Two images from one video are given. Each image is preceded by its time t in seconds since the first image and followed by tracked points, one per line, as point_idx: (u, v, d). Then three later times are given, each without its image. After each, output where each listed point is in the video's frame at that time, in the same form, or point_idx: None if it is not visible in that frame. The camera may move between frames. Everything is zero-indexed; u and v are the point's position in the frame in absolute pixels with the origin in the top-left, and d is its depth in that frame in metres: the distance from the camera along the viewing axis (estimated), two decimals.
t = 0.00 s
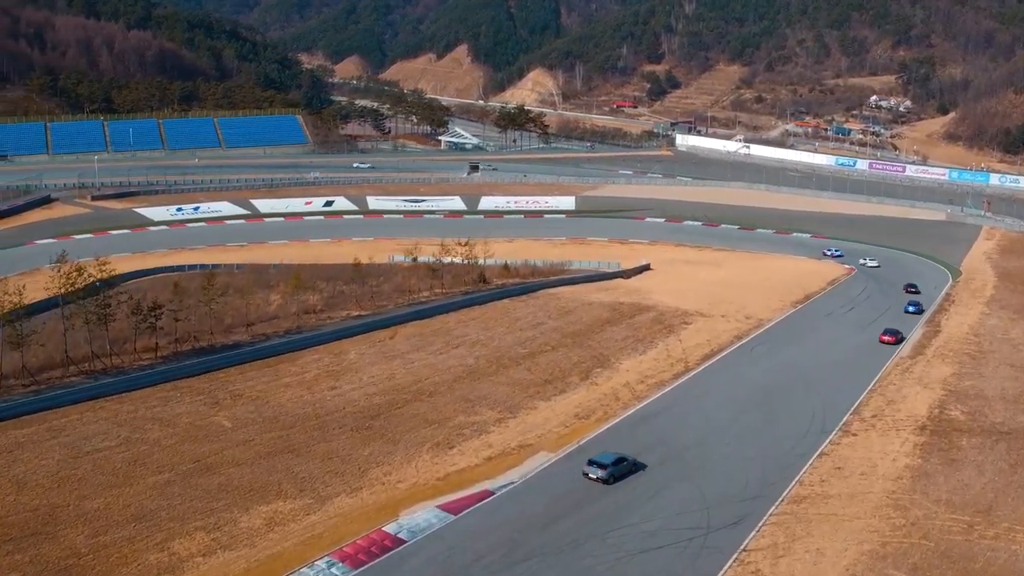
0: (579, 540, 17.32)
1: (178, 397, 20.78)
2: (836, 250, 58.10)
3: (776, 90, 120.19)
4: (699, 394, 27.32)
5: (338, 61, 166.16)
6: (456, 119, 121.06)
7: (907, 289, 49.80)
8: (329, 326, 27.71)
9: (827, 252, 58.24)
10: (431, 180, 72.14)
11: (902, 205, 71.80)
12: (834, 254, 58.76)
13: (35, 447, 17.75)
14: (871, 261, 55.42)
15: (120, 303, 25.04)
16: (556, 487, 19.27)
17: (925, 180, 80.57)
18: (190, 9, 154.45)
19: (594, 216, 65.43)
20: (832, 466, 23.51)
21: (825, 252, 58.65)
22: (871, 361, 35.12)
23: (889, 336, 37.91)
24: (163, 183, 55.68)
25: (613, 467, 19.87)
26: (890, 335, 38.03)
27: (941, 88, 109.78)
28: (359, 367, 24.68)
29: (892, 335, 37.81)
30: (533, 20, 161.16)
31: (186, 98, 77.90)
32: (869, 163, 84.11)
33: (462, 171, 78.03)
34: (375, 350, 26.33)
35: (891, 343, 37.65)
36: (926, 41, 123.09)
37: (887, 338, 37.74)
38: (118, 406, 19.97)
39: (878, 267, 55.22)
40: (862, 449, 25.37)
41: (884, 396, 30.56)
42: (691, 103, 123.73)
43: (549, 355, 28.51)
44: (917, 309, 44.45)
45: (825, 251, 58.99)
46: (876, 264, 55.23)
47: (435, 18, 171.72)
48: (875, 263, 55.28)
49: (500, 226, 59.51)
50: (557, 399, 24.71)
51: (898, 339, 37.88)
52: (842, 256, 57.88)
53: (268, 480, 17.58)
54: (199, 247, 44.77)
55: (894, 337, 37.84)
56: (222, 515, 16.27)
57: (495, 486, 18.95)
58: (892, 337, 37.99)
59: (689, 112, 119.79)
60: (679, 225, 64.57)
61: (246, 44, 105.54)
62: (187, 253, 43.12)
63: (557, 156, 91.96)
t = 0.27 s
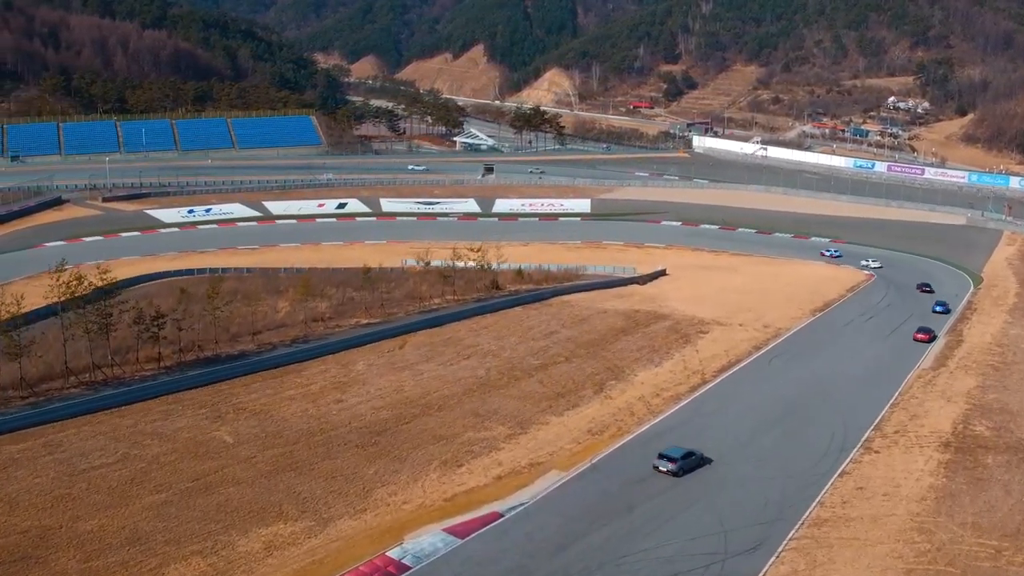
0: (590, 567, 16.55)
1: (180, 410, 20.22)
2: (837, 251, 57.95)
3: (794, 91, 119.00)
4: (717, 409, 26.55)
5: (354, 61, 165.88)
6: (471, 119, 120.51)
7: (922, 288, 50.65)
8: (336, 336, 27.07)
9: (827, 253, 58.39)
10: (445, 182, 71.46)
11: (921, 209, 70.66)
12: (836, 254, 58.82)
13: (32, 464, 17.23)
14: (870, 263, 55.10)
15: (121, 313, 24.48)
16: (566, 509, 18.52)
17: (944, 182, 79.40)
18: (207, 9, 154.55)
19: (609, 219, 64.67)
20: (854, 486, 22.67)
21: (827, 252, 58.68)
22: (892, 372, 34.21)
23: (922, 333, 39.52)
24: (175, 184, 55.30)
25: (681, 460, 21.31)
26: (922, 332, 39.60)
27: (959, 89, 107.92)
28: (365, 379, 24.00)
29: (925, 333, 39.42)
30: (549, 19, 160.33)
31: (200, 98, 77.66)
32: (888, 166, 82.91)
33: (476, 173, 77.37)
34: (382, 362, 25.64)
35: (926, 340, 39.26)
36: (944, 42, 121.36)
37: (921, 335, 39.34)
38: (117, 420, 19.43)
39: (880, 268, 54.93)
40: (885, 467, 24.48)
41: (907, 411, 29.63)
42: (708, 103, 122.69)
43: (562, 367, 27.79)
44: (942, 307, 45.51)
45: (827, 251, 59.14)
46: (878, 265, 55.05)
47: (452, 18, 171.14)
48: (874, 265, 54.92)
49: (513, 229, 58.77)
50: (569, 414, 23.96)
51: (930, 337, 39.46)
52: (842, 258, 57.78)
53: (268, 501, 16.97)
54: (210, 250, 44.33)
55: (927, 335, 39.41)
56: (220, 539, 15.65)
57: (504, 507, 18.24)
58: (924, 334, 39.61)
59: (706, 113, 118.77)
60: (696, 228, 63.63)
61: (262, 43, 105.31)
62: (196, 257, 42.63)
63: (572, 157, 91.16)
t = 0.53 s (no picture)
0: None
1: (181, 425, 19.62)
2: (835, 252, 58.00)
3: (812, 92, 117.71)
4: (735, 424, 25.77)
5: (371, 61, 165.56)
6: (488, 120, 119.86)
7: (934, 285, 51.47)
8: (344, 345, 26.45)
9: (824, 253, 58.35)
10: (460, 184, 70.82)
11: (942, 213, 69.46)
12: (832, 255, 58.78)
13: (26, 483, 16.68)
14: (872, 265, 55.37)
15: (124, 322, 23.94)
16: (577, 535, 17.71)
17: (964, 186, 78.14)
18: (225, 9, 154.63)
19: (626, 223, 63.86)
20: (878, 508, 21.79)
21: (824, 252, 58.64)
22: (915, 385, 33.27)
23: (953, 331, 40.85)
24: (188, 186, 54.95)
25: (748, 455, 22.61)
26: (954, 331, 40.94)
27: (979, 91, 105.44)
28: (373, 392, 23.34)
29: (957, 331, 40.78)
30: (566, 19, 159.45)
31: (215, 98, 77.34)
32: (908, 169, 81.72)
33: (492, 175, 76.65)
34: (392, 373, 24.99)
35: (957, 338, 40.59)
36: (964, 43, 119.36)
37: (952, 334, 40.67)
38: (116, 435, 18.86)
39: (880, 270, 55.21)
40: (910, 487, 23.53)
41: (931, 427, 28.64)
42: (726, 104, 121.59)
43: (576, 380, 27.01)
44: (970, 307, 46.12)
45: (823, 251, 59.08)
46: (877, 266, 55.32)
47: (469, 18, 170.49)
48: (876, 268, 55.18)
49: (529, 233, 58.05)
50: (583, 430, 23.22)
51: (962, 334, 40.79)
52: (839, 259, 57.78)
53: (269, 523, 16.35)
54: (222, 253, 43.87)
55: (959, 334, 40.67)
56: (217, 564, 15.02)
57: (513, 531, 17.51)
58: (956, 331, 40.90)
59: (724, 114, 117.70)
60: (714, 232, 62.70)
61: (278, 43, 105.03)
62: (207, 260, 42.17)
63: (589, 159, 90.30)
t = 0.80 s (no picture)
0: None
1: (181, 440, 19.00)
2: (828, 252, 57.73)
3: (830, 93, 116.43)
4: (755, 440, 24.96)
5: (387, 60, 165.19)
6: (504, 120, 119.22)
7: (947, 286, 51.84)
8: (353, 356, 25.82)
9: (818, 254, 58.02)
10: (474, 186, 70.16)
11: (964, 218, 68.24)
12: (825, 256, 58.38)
13: (20, 503, 16.16)
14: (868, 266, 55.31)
15: (126, 332, 23.41)
16: (588, 562, 16.90)
17: (984, 189, 76.89)
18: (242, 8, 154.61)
19: (643, 226, 63.02)
20: (904, 531, 20.85)
21: (816, 253, 58.29)
22: (939, 397, 32.34)
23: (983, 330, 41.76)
24: (201, 188, 54.62)
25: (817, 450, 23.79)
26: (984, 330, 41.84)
27: (999, 91, 104.22)
28: (381, 405, 22.68)
29: (987, 330, 41.72)
30: (583, 19, 158.54)
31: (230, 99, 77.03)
32: (928, 171, 80.43)
33: (507, 177, 75.95)
34: (401, 386, 24.31)
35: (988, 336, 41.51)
36: (983, 43, 117.81)
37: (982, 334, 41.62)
38: (115, 450, 18.30)
39: (876, 271, 55.11)
40: (936, 509, 22.45)
41: (957, 444, 27.65)
42: (743, 105, 120.50)
43: (590, 394, 26.27)
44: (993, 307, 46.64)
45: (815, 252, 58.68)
46: (873, 267, 55.24)
47: (486, 17, 169.85)
48: (872, 268, 55.15)
49: (544, 236, 57.32)
50: (597, 447, 22.48)
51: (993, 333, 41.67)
52: (833, 260, 57.45)
53: (268, 548, 15.70)
54: (233, 257, 43.38)
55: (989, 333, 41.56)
56: None
57: (522, 557, 16.78)
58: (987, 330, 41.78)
59: (741, 115, 116.65)
60: (732, 236, 61.76)
61: (294, 42, 104.74)
62: (218, 263, 41.71)
63: (605, 160, 89.46)
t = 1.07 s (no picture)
0: None
1: (184, 458, 18.42)
2: (818, 253, 57.21)
3: (850, 95, 115.04)
4: (777, 459, 24.13)
5: (405, 60, 164.86)
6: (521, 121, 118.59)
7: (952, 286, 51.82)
8: (363, 367, 25.20)
9: (809, 257, 57.20)
10: (491, 188, 69.50)
11: (987, 223, 66.95)
12: (813, 258, 57.60)
13: (14, 526, 15.62)
14: (867, 266, 55.22)
15: (130, 343, 22.87)
16: None
17: (1007, 193, 75.49)
18: (261, 9, 154.68)
19: (662, 230, 62.20)
20: (932, 557, 19.94)
21: (806, 256, 57.50)
22: (967, 410, 31.33)
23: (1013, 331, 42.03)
24: (215, 189, 54.28)
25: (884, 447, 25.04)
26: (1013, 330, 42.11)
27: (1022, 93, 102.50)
28: (391, 420, 22.02)
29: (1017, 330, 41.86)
30: (601, 19, 157.60)
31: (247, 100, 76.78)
32: (950, 174, 79.12)
33: (524, 179, 75.25)
34: (411, 399, 23.66)
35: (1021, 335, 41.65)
36: (1005, 45, 115.30)
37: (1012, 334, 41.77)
38: (115, 468, 17.76)
39: (877, 271, 54.94)
40: (966, 532, 21.25)
41: (986, 463, 26.63)
42: (762, 106, 119.31)
43: (607, 408, 25.53)
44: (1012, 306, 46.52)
45: (803, 256, 57.78)
46: (871, 267, 55.05)
47: (504, 17, 169.15)
48: (871, 268, 55.11)
49: (561, 240, 56.58)
50: (613, 466, 21.73)
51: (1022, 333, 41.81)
52: (823, 262, 56.86)
53: None
54: (247, 260, 42.91)
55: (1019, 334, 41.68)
56: None
57: None
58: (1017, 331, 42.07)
59: (761, 117, 115.51)
60: (752, 241, 60.79)
61: (312, 42, 104.49)
62: (231, 267, 41.23)
63: (623, 162, 88.61)
